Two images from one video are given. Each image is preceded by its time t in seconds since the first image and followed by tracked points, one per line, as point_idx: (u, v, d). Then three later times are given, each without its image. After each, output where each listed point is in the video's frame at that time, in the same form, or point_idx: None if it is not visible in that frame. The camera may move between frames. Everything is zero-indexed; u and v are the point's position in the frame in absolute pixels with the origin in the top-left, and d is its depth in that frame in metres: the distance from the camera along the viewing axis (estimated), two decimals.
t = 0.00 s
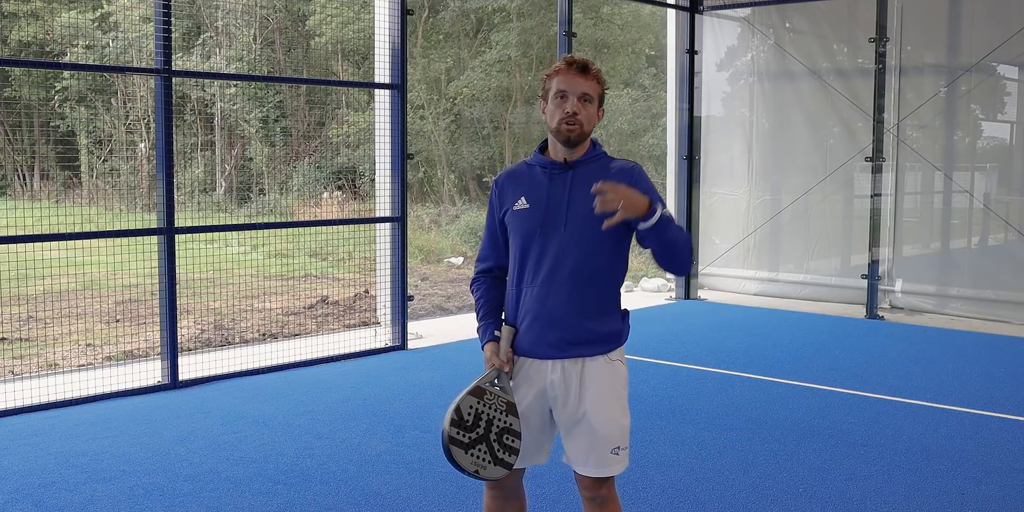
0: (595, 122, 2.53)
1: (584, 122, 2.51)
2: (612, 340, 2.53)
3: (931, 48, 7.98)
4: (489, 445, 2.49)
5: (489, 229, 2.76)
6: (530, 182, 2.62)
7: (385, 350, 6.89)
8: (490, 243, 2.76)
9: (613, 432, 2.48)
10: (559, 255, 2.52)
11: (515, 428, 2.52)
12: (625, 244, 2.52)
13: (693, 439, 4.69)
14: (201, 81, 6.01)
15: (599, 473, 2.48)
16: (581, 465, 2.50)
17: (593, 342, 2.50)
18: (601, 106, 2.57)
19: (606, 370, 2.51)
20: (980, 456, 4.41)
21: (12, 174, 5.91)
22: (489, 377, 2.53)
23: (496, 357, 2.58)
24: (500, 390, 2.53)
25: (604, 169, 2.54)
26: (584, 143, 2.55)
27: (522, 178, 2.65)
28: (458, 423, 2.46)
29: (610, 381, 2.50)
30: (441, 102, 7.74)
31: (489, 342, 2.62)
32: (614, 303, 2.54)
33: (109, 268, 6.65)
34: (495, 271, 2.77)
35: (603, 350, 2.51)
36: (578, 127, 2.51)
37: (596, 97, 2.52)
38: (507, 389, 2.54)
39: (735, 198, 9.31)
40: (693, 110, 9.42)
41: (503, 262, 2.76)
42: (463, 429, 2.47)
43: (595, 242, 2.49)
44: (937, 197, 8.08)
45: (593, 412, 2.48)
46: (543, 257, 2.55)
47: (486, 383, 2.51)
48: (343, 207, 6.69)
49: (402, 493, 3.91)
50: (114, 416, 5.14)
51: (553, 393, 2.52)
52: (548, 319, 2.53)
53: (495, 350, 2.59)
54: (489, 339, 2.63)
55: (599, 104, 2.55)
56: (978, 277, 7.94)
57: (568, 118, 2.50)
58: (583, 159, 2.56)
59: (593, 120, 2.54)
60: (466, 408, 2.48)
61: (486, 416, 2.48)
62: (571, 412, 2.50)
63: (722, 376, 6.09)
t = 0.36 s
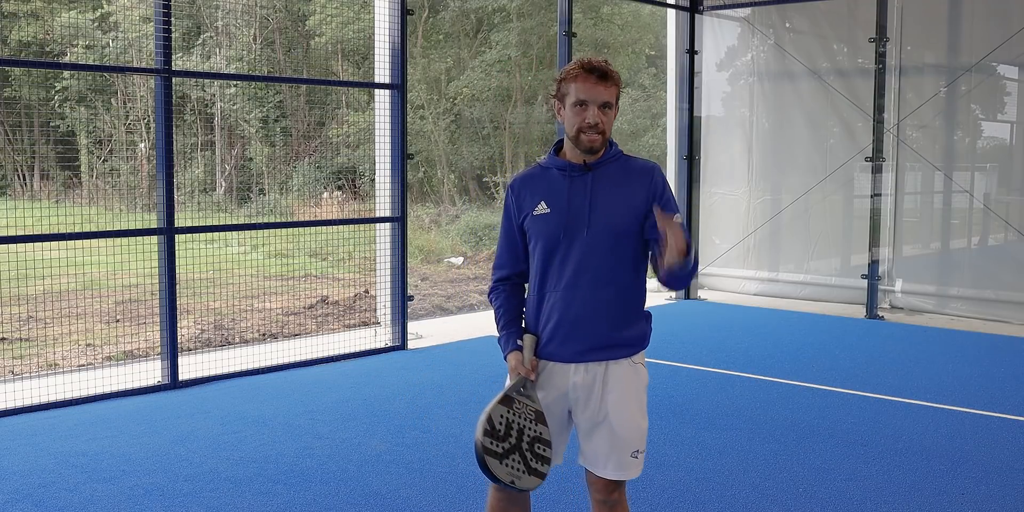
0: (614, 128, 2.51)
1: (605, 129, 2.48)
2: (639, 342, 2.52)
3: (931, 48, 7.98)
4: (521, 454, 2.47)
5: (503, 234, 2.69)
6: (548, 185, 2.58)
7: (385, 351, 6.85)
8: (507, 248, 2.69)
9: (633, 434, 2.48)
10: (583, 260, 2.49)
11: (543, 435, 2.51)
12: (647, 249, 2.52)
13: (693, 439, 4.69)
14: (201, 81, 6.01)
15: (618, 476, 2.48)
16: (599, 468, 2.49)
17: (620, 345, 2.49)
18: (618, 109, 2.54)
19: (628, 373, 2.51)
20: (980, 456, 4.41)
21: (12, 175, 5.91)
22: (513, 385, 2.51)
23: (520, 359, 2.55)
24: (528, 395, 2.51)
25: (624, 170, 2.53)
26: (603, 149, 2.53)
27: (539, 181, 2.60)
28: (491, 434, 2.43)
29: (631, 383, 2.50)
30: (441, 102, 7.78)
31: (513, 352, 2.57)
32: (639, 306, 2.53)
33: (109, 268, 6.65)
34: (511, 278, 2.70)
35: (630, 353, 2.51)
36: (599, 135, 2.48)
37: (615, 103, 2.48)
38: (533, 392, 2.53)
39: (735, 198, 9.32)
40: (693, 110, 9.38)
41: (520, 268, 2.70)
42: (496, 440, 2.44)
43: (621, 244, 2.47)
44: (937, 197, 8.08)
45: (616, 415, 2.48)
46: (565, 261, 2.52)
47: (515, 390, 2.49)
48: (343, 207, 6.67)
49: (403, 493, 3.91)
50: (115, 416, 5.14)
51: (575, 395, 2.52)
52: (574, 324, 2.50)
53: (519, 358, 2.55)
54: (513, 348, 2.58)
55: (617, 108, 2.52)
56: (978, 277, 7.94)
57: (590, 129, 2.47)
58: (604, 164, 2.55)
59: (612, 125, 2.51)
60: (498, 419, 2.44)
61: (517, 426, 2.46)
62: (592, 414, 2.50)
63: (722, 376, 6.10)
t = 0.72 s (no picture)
0: (621, 118, 2.50)
1: (611, 118, 2.48)
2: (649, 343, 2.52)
3: (931, 48, 7.98)
4: (525, 462, 2.46)
5: (510, 234, 2.67)
6: (558, 184, 2.56)
7: (385, 351, 6.85)
8: (514, 248, 2.66)
9: (644, 435, 2.49)
10: (595, 260, 2.48)
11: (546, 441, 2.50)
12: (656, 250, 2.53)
13: (692, 439, 4.68)
14: (201, 81, 6.00)
15: (628, 476, 2.49)
16: (607, 468, 2.50)
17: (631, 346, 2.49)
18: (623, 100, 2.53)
19: (639, 376, 2.50)
20: (980, 456, 4.41)
21: (12, 174, 5.92)
22: (519, 390, 2.49)
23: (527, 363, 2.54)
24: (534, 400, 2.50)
25: (634, 168, 2.53)
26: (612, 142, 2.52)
27: (547, 180, 2.58)
28: (496, 441, 2.42)
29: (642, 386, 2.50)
30: (441, 102, 7.78)
31: (522, 355, 2.55)
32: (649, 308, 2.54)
33: (109, 268, 6.66)
34: (518, 278, 2.68)
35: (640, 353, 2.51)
36: (605, 125, 2.47)
37: (619, 92, 2.48)
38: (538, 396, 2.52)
39: (735, 198, 9.31)
40: (693, 110, 9.41)
41: (528, 268, 2.68)
42: (500, 447, 2.42)
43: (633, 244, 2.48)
44: (937, 197, 8.08)
45: (627, 417, 2.48)
46: (576, 262, 2.51)
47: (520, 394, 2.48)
48: (343, 207, 6.66)
49: (402, 493, 3.91)
50: (115, 416, 5.14)
51: (585, 396, 2.51)
52: (585, 324, 2.49)
53: (528, 362, 2.53)
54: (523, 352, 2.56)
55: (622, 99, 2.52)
56: (978, 277, 7.94)
57: (595, 118, 2.47)
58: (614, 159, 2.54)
59: (618, 116, 2.51)
60: (502, 425, 2.43)
61: (521, 433, 2.45)
62: (603, 415, 2.50)
63: (722, 376, 6.10)
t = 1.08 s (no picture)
0: (610, 124, 2.46)
1: (598, 125, 2.45)
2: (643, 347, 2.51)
3: (931, 48, 7.98)
4: (502, 422, 2.43)
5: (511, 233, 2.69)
6: (556, 188, 2.57)
7: (385, 351, 6.86)
8: (514, 246, 2.67)
9: (638, 434, 2.48)
10: (588, 264, 2.49)
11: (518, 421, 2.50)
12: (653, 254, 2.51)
13: (692, 439, 4.68)
14: (201, 81, 6.00)
15: (622, 475, 2.47)
16: (602, 468, 2.49)
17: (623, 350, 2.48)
18: (618, 104, 2.49)
19: (633, 375, 2.49)
20: (980, 456, 4.41)
21: (12, 174, 5.92)
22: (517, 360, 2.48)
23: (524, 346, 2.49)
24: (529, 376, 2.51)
25: (631, 172, 2.52)
26: (602, 146, 2.50)
27: (546, 183, 2.59)
28: (488, 385, 2.39)
29: (636, 384, 2.49)
30: (441, 102, 7.77)
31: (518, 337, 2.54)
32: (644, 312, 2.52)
33: (109, 268, 6.66)
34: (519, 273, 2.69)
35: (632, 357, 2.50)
36: (591, 132, 2.45)
37: (608, 98, 2.44)
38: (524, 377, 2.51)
39: (735, 198, 9.31)
40: (693, 110, 9.41)
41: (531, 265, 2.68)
42: (489, 394, 2.39)
43: (627, 249, 2.47)
44: (937, 197, 8.08)
45: (621, 416, 2.47)
46: (570, 265, 2.52)
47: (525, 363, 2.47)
48: (343, 207, 6.67)
49: (402, 493, 3.91)
50: (115, 416, 5.14)
51: (579, 395, 2.51)
52: (577, 328, 2.50)
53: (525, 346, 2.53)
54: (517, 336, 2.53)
55: (614, 103, 2.47)
56: (978, 277, 7.94)
57: (580, 124, 2.45)
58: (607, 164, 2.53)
59: (609, 121, 2.48)
60: (502, 375, 2.42)
61: (509, 395, 2.44)
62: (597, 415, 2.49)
63: (722, 376, 6.10)
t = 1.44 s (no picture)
0: (554, 140, 2.48)
1: (539, 140, 2.49)
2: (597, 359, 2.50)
3: (931, 48, 7.98)
4: (444, 417, 2.47)
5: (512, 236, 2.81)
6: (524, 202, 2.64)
7: (385, 350, 6.85)
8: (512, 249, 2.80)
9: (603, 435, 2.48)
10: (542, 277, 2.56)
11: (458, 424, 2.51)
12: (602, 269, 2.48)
13: (692, 439, 4.69)
14: (201, 81, 6.00)
15: (591, 476, 2.48)
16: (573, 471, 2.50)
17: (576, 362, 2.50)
18: (568, 120, 2.50)
19: (603, 382, 2.49)
20: (980, 456, 4.41)
21: (12, 174, 5.90)
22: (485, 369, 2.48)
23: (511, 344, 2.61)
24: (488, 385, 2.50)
25: (583, 186, 2.50)
26: (553, 162, 2.52)
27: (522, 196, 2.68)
28: (437, 378, 2.44)
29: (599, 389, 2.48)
30: (441, 102, 7.76)
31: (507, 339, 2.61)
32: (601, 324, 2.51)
33: (109, 268, 6.64)
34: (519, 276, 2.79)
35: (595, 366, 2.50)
36: (533, 147, 2.50)
37: (551, 115, 2.48)
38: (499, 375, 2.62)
39: (735, 198, 9.31)
40: (693, 110, 9.38)
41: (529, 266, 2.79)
42: (436, 386, 2.44)
43: (570, 264, 2.49)
44: (937, 197, 8.08)
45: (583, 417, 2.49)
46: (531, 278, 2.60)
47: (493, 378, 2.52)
48: (343, 207, 6.67)
49: (403, 493, 3.91)
50: (115, 416, 5.14)
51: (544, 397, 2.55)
52: (536, 339, 2.57)
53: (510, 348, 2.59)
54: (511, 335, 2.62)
55: (561, 119, 2.49)
56: (978, 277, 7.94)
57: (525, 141, 2.52)
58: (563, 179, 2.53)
59: (555, 137, 2.50)
60: (457, 374, 2.45)
61: (459, 397, 2.47)
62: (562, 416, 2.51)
63: (722, 376, 6.10)
